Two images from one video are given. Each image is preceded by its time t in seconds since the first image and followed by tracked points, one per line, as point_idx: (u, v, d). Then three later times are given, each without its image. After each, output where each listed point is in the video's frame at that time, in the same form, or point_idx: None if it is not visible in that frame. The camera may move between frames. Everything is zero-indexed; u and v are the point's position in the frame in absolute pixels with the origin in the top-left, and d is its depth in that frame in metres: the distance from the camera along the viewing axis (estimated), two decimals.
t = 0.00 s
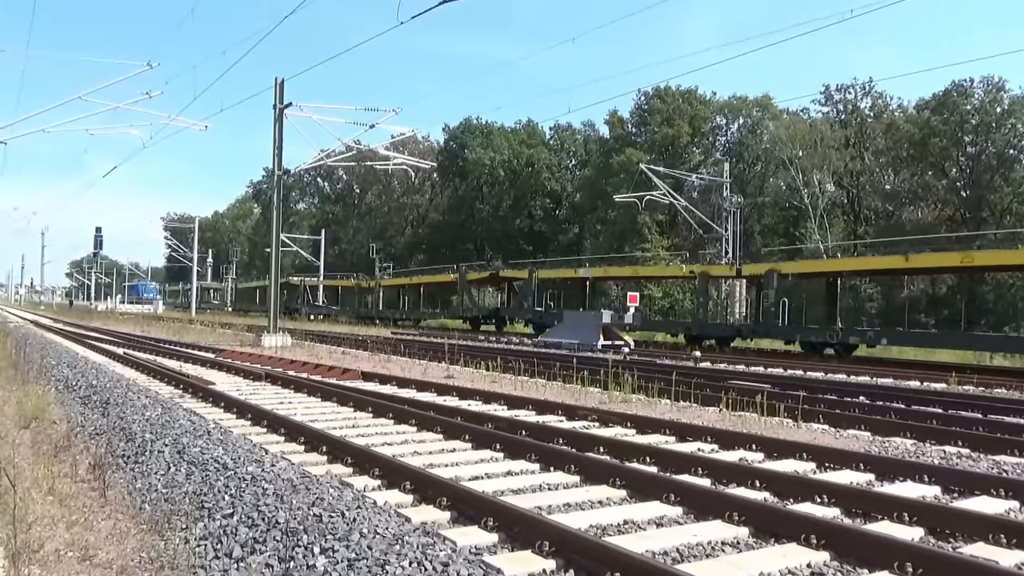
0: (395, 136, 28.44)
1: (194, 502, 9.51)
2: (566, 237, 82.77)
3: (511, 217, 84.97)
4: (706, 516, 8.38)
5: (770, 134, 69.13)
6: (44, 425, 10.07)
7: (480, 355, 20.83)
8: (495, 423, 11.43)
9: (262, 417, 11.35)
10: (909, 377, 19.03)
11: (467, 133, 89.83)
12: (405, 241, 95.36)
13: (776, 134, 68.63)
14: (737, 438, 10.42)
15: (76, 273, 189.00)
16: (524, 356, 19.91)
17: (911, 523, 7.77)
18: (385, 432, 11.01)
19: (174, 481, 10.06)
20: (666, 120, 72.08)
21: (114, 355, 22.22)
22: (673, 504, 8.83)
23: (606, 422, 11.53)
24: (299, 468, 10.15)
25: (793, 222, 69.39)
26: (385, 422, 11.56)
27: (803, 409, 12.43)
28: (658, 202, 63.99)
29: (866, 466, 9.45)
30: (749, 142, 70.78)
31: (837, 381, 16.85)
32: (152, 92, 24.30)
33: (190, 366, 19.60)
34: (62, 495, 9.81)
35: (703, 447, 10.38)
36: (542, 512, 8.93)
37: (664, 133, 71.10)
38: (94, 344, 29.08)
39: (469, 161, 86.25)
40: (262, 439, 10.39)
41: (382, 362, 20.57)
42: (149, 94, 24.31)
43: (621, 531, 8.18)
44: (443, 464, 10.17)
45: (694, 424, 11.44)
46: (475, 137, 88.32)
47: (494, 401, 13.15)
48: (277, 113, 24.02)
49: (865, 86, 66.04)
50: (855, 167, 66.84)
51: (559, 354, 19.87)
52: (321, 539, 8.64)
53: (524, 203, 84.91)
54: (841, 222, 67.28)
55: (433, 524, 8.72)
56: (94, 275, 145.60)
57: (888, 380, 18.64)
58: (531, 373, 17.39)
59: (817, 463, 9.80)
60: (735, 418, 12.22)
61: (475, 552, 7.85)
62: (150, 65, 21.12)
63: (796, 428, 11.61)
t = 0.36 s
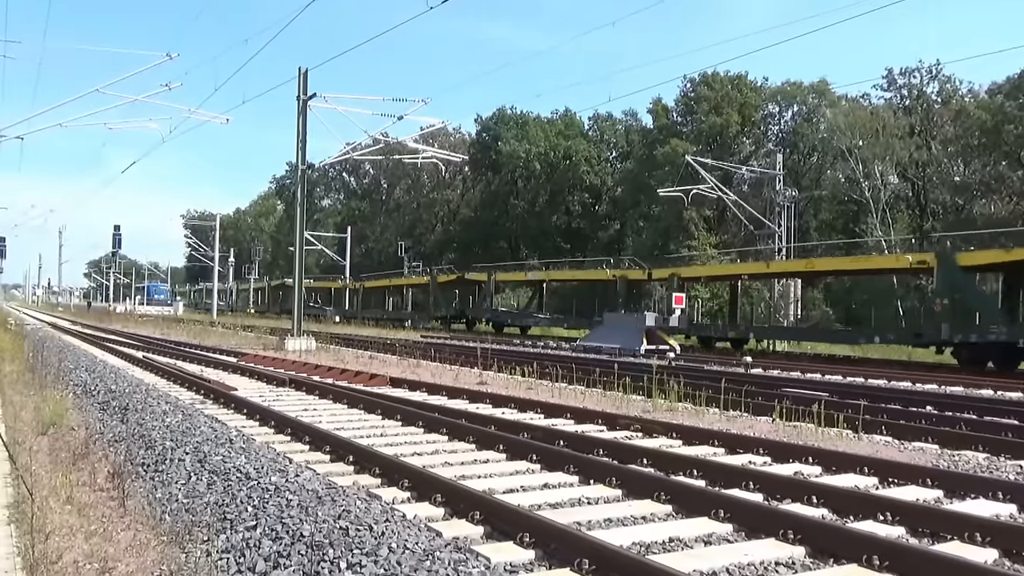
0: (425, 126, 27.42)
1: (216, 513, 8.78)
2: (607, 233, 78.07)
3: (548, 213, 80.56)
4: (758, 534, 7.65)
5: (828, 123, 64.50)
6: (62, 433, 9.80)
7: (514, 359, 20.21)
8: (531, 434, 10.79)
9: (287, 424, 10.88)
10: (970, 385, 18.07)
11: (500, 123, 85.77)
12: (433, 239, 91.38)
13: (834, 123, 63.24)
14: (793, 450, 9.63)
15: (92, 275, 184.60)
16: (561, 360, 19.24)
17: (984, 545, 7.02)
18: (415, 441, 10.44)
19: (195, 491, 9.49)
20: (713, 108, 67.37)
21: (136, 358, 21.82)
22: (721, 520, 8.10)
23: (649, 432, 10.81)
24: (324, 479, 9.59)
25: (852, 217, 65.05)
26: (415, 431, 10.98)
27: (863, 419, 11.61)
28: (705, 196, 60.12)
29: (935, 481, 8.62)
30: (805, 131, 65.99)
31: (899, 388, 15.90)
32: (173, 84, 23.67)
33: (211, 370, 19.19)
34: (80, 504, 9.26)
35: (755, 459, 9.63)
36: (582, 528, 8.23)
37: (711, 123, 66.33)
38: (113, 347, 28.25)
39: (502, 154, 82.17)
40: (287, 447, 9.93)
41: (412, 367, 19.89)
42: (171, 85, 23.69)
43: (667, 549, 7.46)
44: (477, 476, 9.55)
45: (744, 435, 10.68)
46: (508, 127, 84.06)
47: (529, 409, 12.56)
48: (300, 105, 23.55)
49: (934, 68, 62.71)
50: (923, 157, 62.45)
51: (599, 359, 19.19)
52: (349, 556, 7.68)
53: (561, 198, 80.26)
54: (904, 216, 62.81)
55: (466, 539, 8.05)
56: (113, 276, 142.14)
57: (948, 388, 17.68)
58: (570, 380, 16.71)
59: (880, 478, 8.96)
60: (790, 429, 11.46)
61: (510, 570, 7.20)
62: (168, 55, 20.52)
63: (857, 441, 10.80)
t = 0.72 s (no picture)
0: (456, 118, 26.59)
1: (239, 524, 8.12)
2: (651, 231, 73.39)
3: (587, 209, 75.78)
4: (816, 555, 6.94)
5: (889, 110, 61.18)
6: (79, 439, 9.98)
7: (551, 364, 19.62)
8: (569, 444, 10.19)
9: (315, 433, 10.41)
10: None
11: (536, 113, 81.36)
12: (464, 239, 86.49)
13: (897, 110, 59.84)
14: (851, 464, 8.91)
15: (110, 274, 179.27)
16: (601, 367, 18.60)
17: None
18: (447, 452, 9.91)
19: (216, 501, 8.92)
20: (765, 95, 65.49)
21: (154, 363, 21.28)
22: (774, 538, 7.42)
23: (697, 443, 10.14)
24: (352, 489, 9.05)
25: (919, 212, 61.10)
26: (446, 442, 10.45)
27: (929, 432, 10.85)
28: (756, 190, 58.73)
29: (1008, 498, 7.85)
30: (865, 119, 62.56)
31: (961, 396, 15.06)
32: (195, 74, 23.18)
33: (231, 376, 18.68)
34: (100, 515, 8.73)
35: (811, 473, 8.93)
36: (624, 545, 7.57)
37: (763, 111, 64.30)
38: (130, 350, 27.43)
39: (539, 146, 78.16)
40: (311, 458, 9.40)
41: (445, 373, 19.26)
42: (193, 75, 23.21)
43: (717, 569, 6.78)
44: (511, 488, 8.96)
45: (798, 446, 9.98)
46: (546, 118, 79.88)
47: (567, 418, 11.99)
48: (325, 96, 23.18)
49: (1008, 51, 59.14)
50: (994, 147, 58.39)
51: (641, 365, 18.55)
52: (377, 571, 6.95)
53: (602, 193, 75.44)
54: (974, 210, 59.78)
55: (502, 554, 7.37)
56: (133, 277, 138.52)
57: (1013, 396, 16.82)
58: (611, 388, 16.05)
59: (949, 494, 8.19)
60: (849, 439, 10.75)
61: None
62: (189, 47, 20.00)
63: (922, 454, 10.06)
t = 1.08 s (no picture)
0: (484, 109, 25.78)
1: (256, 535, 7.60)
2: (694, 227, 68.43)
3: (625, 204, 70.39)
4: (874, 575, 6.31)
5: (953, 97, 55.76)
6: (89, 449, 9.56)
7: (584, 369, 19.04)
8: (606, 454, 9.59)
9: (336, 442, 9.91)
10: None
11: (570, 101, 75.86)
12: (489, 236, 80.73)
13: (962, 95, 54.45)
14: (911, 477, 8.24)
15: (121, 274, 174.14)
16: (638, 372, 18.01)
17: None
18: (477, 462, 9.36)
19: (233, 512, 8.42)
20: (818, 80, 59.69)
21: (167, 368, 20.71)
22: (828, 557, 6.79)
23: (743, 454, 9.51)
24: (375, 500, 8.52)
25: (983, 206, 56.49)
26: (476, 451, 9.88)
27: (995, 443, 10.15)
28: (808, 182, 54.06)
29: None
30: (925, 105, 57.76)
31: None
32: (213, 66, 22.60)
33: (248, 381, 18.16)
34: (112, 526, 8.22)
35: (867, 487, 8.28)
36: (665, 562, 6.97)
37: (816, 98, 58.37)
38: (142, 353, 26.73)
39: (573, 137, 72.62)
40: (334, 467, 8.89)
41: (474, 380, 18.65)
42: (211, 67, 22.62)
43: None
44: (544, 501, 8.38)
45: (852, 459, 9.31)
46: (580, 107, 74.86)
47: (604, 426, 11.44)
48: (346, 85, 22.71)
49: None
50: None
51: (679, 370, 17.97)
52: None
53: (641, 186, 70.13)
54: None
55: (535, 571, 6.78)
56: (145, 276, 135.11)
57: None
58: (649, 395, 15.44)
59: (1019, 511, 7.51)
60: (909, 451, 10.11)
61: None
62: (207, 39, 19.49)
63: (988, 467, 9.36)
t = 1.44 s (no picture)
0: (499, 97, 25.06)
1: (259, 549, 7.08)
2: (726, 222, 64.09)
3: (652, 197, 66.12)
4: None
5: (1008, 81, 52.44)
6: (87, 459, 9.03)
7: (605, 374, 18.49)
8: (631, 465, 9.01)
9: (344, 450, 9.41)
10: None
11: (593, 89, 71.37)
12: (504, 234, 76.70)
13: (1016, 80, 51.77)
14: (957, 491, 7.65)
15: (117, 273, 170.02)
16: (662, 377, 17.44)
17: None
18: (493, 473, 8.82)
19: (235, 525, 7.88)
20: (859, 66, 54.33)
21: (167, 372, 20.18)
22: None
23: (777, 465, 8.92)
24: (386, 513, 7.98)
25: None
26: (492, 461, 9.33)
27: None
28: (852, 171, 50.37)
29: None
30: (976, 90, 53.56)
31: None
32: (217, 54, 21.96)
33: (252, 387, 17.65)
34: (108, 540, 7.69)
35: (912, 502, 7.68)
36: None
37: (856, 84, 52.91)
38: (140, 357, 26.14)
39: (596, 127, 68.16)
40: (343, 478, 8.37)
41: (490, 385, 18.11)
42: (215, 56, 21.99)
43: None
44: (565, 515, 7.84)
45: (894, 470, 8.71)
46: (604, 96, 70.30)
47: (628, 435, 10.91)
48: (355, 72, 22.22)
49: None
50: None
51: (705, 375, 17.40)
52: None
53: (668, 179, 65.85)
54: None
55: None
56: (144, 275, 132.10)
57: None
58: (677, 403, 14.90)
59: None
60: (957, 463, 9.54)
61: None
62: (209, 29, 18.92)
63: None
